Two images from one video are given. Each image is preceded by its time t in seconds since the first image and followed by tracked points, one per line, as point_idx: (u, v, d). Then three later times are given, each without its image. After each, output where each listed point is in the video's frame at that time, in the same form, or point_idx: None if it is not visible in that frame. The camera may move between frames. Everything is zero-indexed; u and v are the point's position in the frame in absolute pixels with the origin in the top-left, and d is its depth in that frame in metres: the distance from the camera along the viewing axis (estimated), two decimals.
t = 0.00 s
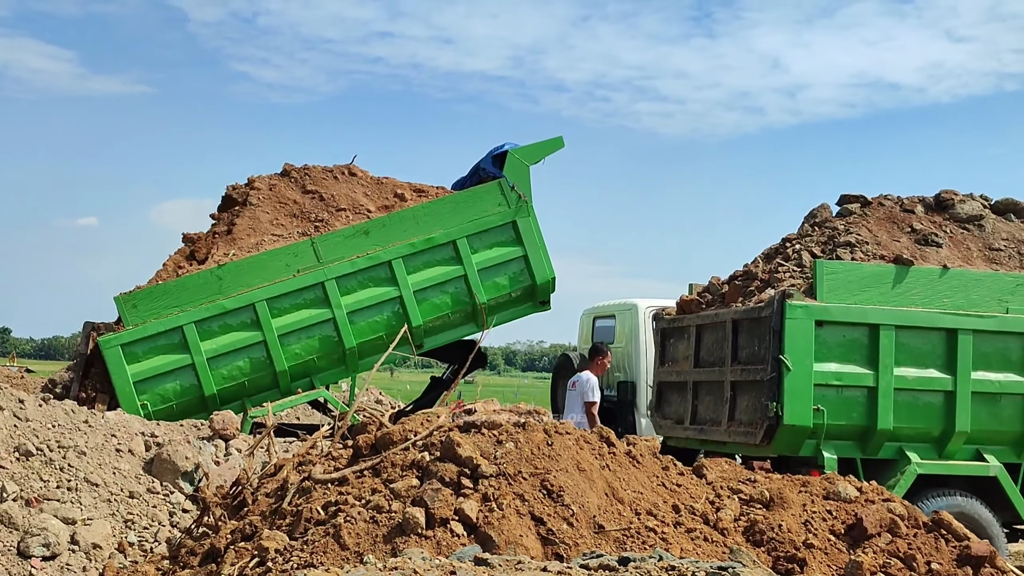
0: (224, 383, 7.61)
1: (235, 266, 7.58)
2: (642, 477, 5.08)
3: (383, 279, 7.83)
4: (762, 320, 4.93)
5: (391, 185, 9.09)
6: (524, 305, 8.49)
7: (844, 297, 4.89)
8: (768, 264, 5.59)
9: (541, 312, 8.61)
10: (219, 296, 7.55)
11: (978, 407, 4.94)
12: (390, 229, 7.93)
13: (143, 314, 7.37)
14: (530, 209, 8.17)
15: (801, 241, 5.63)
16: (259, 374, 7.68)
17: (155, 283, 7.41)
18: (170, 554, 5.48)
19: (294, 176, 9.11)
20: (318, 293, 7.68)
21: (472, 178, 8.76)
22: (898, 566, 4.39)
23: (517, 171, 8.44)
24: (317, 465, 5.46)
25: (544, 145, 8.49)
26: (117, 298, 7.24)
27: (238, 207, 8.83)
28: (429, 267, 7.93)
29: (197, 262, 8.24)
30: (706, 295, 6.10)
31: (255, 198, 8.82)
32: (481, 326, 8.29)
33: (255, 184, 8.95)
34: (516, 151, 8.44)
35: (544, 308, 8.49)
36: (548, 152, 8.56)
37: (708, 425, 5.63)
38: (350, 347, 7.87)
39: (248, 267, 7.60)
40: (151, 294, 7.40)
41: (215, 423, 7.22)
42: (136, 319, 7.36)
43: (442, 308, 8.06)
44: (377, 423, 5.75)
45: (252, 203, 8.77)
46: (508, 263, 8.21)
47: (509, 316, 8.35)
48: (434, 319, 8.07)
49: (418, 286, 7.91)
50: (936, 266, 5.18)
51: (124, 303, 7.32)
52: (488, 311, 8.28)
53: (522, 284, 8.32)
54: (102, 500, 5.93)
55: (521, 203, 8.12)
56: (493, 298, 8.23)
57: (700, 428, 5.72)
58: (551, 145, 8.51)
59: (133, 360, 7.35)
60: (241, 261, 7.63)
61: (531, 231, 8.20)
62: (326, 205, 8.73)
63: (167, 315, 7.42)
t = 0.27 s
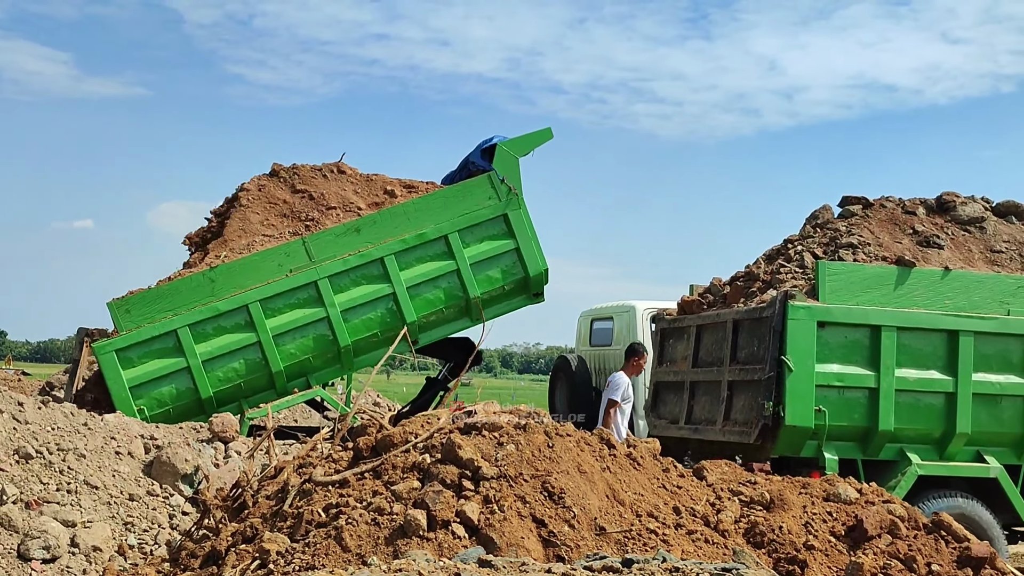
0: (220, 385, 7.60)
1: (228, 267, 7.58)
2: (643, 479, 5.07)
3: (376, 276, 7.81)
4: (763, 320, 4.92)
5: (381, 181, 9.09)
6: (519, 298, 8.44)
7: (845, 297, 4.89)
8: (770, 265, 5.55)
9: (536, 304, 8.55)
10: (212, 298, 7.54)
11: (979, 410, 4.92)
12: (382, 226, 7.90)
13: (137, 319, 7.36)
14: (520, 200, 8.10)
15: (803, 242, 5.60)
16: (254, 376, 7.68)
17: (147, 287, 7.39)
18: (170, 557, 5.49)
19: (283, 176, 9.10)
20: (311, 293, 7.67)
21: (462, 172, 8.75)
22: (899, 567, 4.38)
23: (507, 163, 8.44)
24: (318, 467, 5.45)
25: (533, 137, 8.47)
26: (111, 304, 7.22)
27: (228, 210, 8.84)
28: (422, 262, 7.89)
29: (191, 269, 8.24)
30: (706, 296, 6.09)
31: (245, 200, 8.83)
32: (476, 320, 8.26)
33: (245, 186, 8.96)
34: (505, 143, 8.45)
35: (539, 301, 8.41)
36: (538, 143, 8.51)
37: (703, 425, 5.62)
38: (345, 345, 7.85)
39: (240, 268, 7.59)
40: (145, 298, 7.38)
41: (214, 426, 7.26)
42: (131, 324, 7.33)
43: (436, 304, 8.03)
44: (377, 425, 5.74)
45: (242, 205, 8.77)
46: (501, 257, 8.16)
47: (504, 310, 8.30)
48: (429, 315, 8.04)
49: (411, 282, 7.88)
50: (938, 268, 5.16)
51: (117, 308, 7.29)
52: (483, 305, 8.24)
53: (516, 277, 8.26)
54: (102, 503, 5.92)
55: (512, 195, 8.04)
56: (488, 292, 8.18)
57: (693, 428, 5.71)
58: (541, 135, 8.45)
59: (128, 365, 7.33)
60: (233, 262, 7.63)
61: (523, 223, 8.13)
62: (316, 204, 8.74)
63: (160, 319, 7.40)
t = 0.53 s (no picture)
0: (214, 382, 7.59)
1: (218, 265, 7.55)
2: (641, 476, 5.07)
3: (367, 268, 7.80)
4: (763, 316, 4.92)
5: (368, 172, 9.05)
6: (509, 286, 8.46)
7: (846, 294, 4.87)
8: (770, 262, 5.56)
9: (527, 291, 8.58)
10: (203, 296, 7.52)
11: (978, 407, 4.92)
12: (371, 218, 7.90)
13: (128, 319, 7.32)
14: (509, 188, 8.10)
15: (802, 239, 5.59)
16: (248, 372, 7.67)
17: (137, 287, 7.37)
18: (168, 554, 5.49)
19: (270, 171, 9.08)
20: (303, 287, 7.65)
21: (449, 162, 8.67)
22: (897, 564, 4.38)
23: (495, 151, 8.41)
24: (316, 465, 5.45)
25: (520, 123, 8.40)
26: (101, 305, 7.19)
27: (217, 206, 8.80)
28: (413, 254, 7.89)
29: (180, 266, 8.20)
30: (706, 293, 6.07)
31: (234, 196, 8.82)
32: (469, 310, 8.28)
33: (231, 183, 8.94)
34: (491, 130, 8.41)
35: (530, 288, 8.44)
36: (524, 130, 8.51)
37: (702, 422, 5.62)
38: (338, 339, 7.86)
39: (230, 265, 7.57)
40: (136, 299, 7.35)
41: (211, 424, 7.25)
42: (122, 325, 7.30)
43: (428, 294, 8.04)
44: (374, 422, 5.74)
45: (231, 202, 8.75)
46: (492, 245, 8.16)
47: (496, 298, 8.32)
48: (421, 306, 8.05)
49: (402, 274, 7.88)
50: (937, 265, 5.15)
51: (108, 309, 7.27)
52: (474, 295, 8.25)
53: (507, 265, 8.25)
54: (99, 501, 5.92)
55: (500, 183, 8.02)
56: (479, 282, 8.19)
57: (694, 424, 5.70)
58: (527, 122, 8.44)
59: (122, 366, 7.30)
60: (222, 259, 7.61)
61: (512, 211, 8.13)
62: (304, 198, 8.70)
63: (152, 318, 7.38)
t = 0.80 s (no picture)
0: (210, 379, 7.58)
1: (210, 260, 7.55)
2: (639, 472, 5.07)
3: (360, 260, 7.79)
4: (760, 313, 4.93)
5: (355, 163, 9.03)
6: (503, 272, 8.42)
7: (844, 291, 4.86)
8: (767, 259, 5.54)
9: (521, 277, 8.56)
10: (197, 292, 7.52)
11: (976, 403, 4.91)
12: (362, 209, 7.89)
13: (121, 318, 7.32)
14: (499, 174, 8.06)
15: (799, 236, 5.56)
16: (243, 367, 7.66)
17: (130, 285, 7.37)
18: (167, 550, 5.49)
19: (258, 166, 9.07)
20: (295, 280, 7.65)
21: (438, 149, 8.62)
22: (896, 560, 4.39)
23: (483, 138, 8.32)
24: (315, 461, 5.45)
25: (508, 108, 8.35)
26: (95, 303, 7.20)
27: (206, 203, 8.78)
28: (404, 243, 7.88)
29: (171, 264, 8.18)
30: (704, 290, 6.07)
31: (223, 193, 8.81)
32: (463, 298, 8.26)
33: (218, 179, 8.93)
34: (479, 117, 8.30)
35: (524, 274, 8.41)
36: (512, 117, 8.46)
37: (698, 418, 5.62)
38: (334, 331, 7.85)
39: (223, 260, 7.57)
40: (129, 297, 7.36)
41: (211, 420, 7.21)
42: (116, 324, 7.30)
43: (421, 283, 8.02)
44: (373, 418, 5.74)
45: (220, 198, 8.74)
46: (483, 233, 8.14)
47: (490, 286, 8.29)
48: (415, 295, 8.04)
49: (395, 264, 7.86)
50: (934, 261, 5.12)
51: (101, 309, 7.30)
52: (468, 283, 8.24)
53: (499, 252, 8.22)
54: (97, 497, 5.92)
55: (489, 169, 7.99)
56: (472, 270, 8.17)
57: (690, 421, 5.70)
58: (514, 108, 8.42)
59: (118, 365, 7.29)
60: (215, 255, 7.61)
61: (502, 197, 8.09)
62: (293, 191, 8.69)
63: (145, 316, 7.38)
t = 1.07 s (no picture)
0: (209, 377, 7.59)
1: (204, 259, 7.53)
2: (639, 471, 5.08)
3: (354, 254, 7.78)
4: (759, 311, 4.93)
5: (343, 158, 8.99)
6: (497, 262, 8.40)
7: (844, 291, 4.86)
8: (766, 259, 5.53)
9: (516, 266, 8.54)
10: (192, 291, 7.51)
11: (976, 403, 4.91)
12: (355, 203, 7.85)
13: (117, 319, 7.32)
14: (490, 164, 8.03)
15: (799, 235, 5.55)
16: (240, 365, 7.67)
17: (125, 286, 7.36)
18: (167, 549, 5.50)
19: (246, 166, 9.03)
20: (290, 276, 7.64)
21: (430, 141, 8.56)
22: (895, 559, 4.39)
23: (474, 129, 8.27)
24: (315, 460, 5.45)
25: (498, 98, 8.28)
26: (90, 305, 7.19)
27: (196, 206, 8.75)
28: (398, 236, 7.86)
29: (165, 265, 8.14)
30: (704, 289, 6.06)
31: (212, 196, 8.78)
32: (458, 289, 8.26)
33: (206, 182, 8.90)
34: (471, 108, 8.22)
35: (518, 263, 8.39)
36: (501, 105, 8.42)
37: (695, 416, 5.62)
38: (330, 326, 7.86)
39: (216, 258, 7.55)
40: (124, 298, 7.35)
41: (211, 419, 7.22)
42: (112, 325, 7.30)
43: (416, 276, 8.02)
44: (373, 417, 5.75)
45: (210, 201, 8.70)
46: (477, 223, 8.12)
47: (484, 277, 8.28)
48: (410, 288, 8.04)
49: (389, 257, 7.85)
50: (935, 261, 5.12)
51: (97, 310, 7.31)
52: (463, 274, 8.23)
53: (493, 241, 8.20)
54: (98, 496, 5.93)
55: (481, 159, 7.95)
56: (466, 261, 8.16)
57: (687, 419, 5.70)
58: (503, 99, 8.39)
59: (116, 366, 7.30)
60: (208, 253, 7.59)
61: (495, 187, 8.05)
62: (284, 187, 8.66)
63: (141, 317, 7.38)
